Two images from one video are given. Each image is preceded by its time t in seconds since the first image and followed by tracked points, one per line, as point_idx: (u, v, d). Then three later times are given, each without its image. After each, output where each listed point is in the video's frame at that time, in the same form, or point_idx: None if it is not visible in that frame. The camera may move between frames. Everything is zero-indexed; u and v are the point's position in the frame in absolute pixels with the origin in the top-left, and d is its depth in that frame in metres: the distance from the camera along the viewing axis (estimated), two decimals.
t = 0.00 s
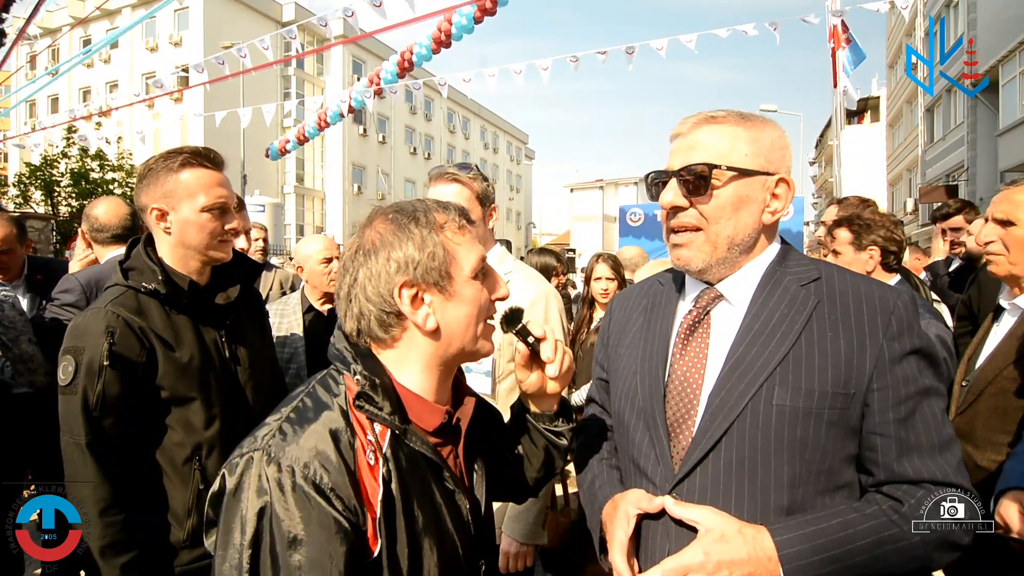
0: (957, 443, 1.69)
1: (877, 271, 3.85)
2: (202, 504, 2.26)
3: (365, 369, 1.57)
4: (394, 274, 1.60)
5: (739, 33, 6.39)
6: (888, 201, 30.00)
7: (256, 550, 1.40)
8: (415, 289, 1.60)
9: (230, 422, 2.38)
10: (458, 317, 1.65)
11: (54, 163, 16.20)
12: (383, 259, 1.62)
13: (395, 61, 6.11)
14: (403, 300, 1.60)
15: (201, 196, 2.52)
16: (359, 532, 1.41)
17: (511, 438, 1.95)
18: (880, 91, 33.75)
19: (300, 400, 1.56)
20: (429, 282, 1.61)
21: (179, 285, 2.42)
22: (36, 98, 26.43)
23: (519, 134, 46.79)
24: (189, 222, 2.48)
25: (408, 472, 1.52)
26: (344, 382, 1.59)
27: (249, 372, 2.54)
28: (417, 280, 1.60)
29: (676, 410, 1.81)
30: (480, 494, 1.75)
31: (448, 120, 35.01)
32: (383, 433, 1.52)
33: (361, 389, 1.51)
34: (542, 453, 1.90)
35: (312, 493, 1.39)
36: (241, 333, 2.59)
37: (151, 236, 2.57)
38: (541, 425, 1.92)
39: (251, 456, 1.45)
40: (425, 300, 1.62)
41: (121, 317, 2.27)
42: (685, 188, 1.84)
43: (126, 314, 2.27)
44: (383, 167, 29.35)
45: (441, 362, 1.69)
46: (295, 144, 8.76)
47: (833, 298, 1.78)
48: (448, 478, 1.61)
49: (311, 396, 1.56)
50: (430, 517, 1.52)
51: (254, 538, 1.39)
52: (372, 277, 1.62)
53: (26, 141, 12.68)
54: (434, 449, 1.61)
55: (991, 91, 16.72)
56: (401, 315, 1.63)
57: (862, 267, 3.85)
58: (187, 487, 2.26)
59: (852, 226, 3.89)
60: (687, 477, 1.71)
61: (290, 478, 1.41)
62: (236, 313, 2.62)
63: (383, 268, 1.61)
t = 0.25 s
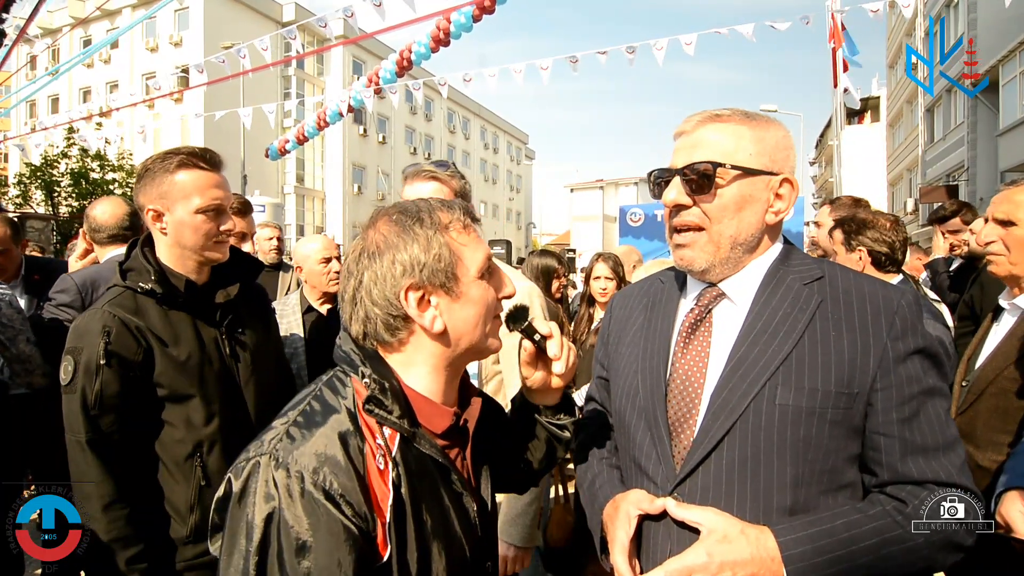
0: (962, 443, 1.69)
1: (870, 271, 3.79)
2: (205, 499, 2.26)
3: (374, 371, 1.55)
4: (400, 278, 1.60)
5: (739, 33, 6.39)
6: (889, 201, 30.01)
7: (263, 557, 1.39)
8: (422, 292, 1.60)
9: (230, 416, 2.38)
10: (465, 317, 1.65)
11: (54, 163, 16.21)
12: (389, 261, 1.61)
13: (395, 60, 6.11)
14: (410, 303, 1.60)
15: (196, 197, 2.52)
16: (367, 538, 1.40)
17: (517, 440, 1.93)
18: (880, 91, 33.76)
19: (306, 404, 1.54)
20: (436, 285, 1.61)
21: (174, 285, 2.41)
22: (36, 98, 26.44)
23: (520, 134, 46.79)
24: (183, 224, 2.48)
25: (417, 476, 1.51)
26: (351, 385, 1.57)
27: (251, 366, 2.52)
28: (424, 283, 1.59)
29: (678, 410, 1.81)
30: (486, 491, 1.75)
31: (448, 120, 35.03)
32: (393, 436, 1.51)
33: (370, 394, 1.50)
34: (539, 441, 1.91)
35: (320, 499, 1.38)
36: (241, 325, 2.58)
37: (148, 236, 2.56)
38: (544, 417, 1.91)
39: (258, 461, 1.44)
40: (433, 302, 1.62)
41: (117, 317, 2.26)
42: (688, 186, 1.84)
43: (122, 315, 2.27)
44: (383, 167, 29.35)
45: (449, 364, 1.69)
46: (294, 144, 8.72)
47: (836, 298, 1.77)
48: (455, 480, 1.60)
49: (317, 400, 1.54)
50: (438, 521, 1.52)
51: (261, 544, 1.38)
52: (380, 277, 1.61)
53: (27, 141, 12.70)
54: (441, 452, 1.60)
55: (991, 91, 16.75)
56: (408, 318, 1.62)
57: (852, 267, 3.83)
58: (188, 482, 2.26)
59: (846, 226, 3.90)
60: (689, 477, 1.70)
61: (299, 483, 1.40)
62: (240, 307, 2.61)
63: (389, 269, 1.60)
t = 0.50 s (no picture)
0: (963, 440, 1.69)
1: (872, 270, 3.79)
2: (209, 490, 2.26)
3: (378, 376, 1.55)
4: (404, 279, 1.58)
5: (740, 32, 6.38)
6: (889, 201, 30.01)
7: (265, 563, 1.37)
8: (427, 294, 1.59)
9: (235, 410, 2.37)
10: (468, 319, 1.64)
11: (54, 164, 16.23)
12: (393, 262, 1.60)
13: (394, 60, 6.11)
14: (414, 306, 1.59)
15: (201, 194, 2.53)
16: (369, 545, 1.39)
17: (526, 438, 1.88)
18: (880, 91, 33.77)
19: (307, 407, 1.53)
20: (441, 287, 1.59)
21: (183, 281, 2.41)
22: (36, 99, 26.45)
23: (520, 134, 46.77)
24: (189, 221, 2.48)
25: (421, 479, 1.51)
26: (354, 388, 1.56)
27: (258, 363, 2.49)
28: (429, 285, 1.58)
29: (679, 409, 1.81)
30: (489, 495, 1.78)
31: (448, 120, 35.04)
32: (396, 440, 1.50)
33: (374, 399, 1.48)
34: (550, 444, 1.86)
35: (324, 505, 1.37)
36: (251, 319, 2.57)
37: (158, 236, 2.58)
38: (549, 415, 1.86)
39: (259, 464, 1.43)
40: (437, 304, 1.61)
41: (127, 309, 2.28)
42: (688, 184, 1.84)
43: (131, 309, 2.29)
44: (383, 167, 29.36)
45: (452, 366, 1.68)
46: (292, 144, 8.72)
47: (836, 296, 1.77)
48: (460, 484, 1.59)
49: (318, 403, 1.52)
50: (441, 525, 1.52)
51: (262, 550, 1.37)
52: (384, 278, 1.60)
53: (27, 141, 12.71)
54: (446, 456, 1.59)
55: (991, 91, 16.76)
56: (412, 321, 1.62)
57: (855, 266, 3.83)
58: (192, 473, 2.25)
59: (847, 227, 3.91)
60: (692, 476, 1.70)
61: (301, 489, 1.39)
62: (252, 304, 2.61)
63: (394, 270, 1.60)
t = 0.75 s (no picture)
0: (961, 436, 1.69)
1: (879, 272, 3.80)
2: (217, 479, 2.26)
3: (374, 377, 1.55)
4: (403, 277, 1.57)
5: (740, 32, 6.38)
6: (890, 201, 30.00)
7: (260, 565, 1.38)
8: (426, 293, 1.58)
9: (248, 402, 2.37)
10: (467, 318, 1.63)
11: (54, 164, 16.25)
12: (392, 261, 1.59)
13: (394, 60, 6.12)
14: (413, 304, 1.58)
15: (212, 197, 2.53)
16: (365, 547, 1.40)
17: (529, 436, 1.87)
18: (881, 91, 33.78)
19: (303, 411, 1.54)
20: (440, 286, 1.59)
21: (210, 276, 2.43)
22: (37, 99, 26.48)
23: (520, 134, 46.76)
24: (199, 224, 2.50)
25: (419, 479, 1.51)
26: (350, 390, 1.56)
27: (273, 360, 2.48)
28: (427, 283, 1.58)
29: (677, 407, 1.81)
30: (489, 497, 1.76)
31: (449, 120, 35.05)
32: (393, 441, 1.50)
33: (370, 400, 1.49)
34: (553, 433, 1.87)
35: (319, 508, 1.38)
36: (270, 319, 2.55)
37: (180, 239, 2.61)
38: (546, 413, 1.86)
39: (255, 466, 1.44)
40: (436, 302, 1.60)
41: (155, 300, 2.31)
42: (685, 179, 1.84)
43: (158, 299, 2.31)
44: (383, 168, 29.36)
45: (451, 366, 1.67)
46: (292, 144, 8.72)
47: (833, 293, 1.77)
48: (458, 484, 1.57)
49: (315, 406, 1.55)
50: (438, 526, 1.50)
51: (258, 554, 1.37)
52: (383, 276, 1.59)
53: (27, 141, 12.72)
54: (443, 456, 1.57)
55: (992, 91, 16.77)
56: (411, 320, 1.61)
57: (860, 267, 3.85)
58: (203, 461, 2.26)
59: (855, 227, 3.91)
60: (690, 474, 1.71)
61: (297, 492, 1.40)
62: (272, 303, 2.58)
63: (392, 268, 1.59)
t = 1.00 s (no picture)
0: (953, 434, 1.70)
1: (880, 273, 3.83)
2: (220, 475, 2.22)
3: (341, 386, 1.51)
4: (367, 278, 1.51)
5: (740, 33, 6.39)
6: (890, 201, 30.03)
7: None
8: (392, 292, 1.53)
9: (256, 398, 2.33)
10: (437, 317, 1.58)
11: (54, 164, 16.27)
12: (354, 261, 1.53)
13: (395, 61, 6.13)
14: (379, 305, 1.52)
15: (236, 205, 2.50)
16: (340, 557, 1.40)
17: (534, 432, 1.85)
18: (880, 91, 33.80)
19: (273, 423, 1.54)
20: (407, 284, 1.53)
21: (231, 275, 2.47)
22: (37, 99, 26.51)
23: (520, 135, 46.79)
24: (221, 230, 2.48)
25: (394, 483, 1.48)
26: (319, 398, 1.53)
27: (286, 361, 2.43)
28: (392, 283, 1.52)
29: (672, 406, 1.83)
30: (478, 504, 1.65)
31: (449, 121, 35.08)
32: (364, 447, 1.47)
33: (334, 408, 1.46)
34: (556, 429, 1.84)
35: (285, 524, 1.38)
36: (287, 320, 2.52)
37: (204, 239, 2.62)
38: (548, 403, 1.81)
39: (223, 483, 1.44)
40: (404, 301, 1.54)
41: (175, 295, 2.33)
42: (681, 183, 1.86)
43: (179, 295, 2.33)
44: (384, 168, 29.37)
45: (422, 364, 1.62)
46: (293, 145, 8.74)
47: (827, 293, 1.79)
48: (439, 483, 1.55)
49: (286, 418, 1.54)
50: (419, 528, 1.48)
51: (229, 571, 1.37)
52: (347, 277, 1.53)
53: (27, 141, 12.70)
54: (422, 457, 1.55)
55: (992, 91, 16.80)
56: (378, 321, 1.56)
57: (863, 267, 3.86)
58: (208, 455, 2.24)
59: (857, 227, 3.90)
60: (685, 472, 1.72)
61: (263, 507, 1.40)
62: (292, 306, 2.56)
63: (356, 268, 1.53)
